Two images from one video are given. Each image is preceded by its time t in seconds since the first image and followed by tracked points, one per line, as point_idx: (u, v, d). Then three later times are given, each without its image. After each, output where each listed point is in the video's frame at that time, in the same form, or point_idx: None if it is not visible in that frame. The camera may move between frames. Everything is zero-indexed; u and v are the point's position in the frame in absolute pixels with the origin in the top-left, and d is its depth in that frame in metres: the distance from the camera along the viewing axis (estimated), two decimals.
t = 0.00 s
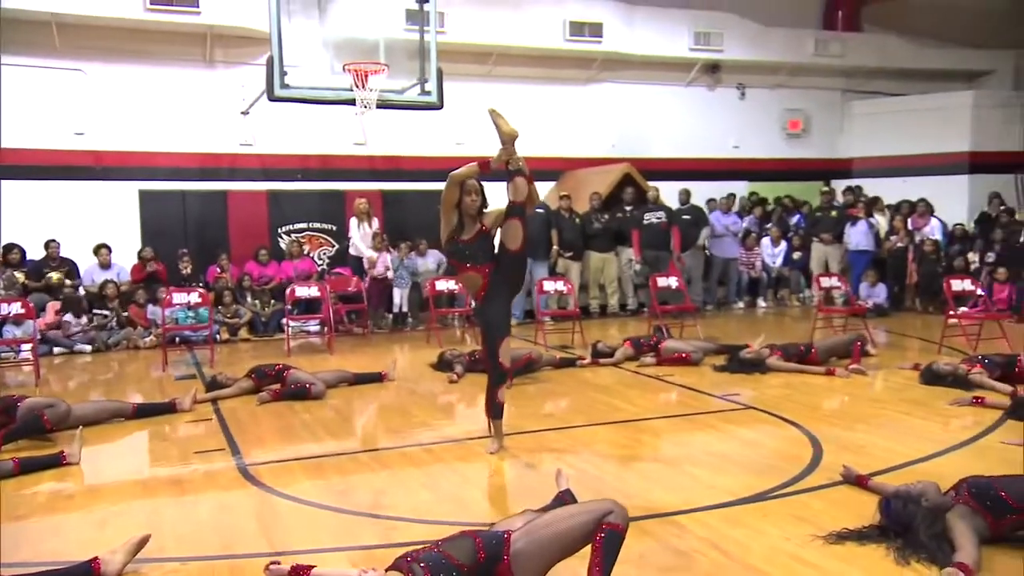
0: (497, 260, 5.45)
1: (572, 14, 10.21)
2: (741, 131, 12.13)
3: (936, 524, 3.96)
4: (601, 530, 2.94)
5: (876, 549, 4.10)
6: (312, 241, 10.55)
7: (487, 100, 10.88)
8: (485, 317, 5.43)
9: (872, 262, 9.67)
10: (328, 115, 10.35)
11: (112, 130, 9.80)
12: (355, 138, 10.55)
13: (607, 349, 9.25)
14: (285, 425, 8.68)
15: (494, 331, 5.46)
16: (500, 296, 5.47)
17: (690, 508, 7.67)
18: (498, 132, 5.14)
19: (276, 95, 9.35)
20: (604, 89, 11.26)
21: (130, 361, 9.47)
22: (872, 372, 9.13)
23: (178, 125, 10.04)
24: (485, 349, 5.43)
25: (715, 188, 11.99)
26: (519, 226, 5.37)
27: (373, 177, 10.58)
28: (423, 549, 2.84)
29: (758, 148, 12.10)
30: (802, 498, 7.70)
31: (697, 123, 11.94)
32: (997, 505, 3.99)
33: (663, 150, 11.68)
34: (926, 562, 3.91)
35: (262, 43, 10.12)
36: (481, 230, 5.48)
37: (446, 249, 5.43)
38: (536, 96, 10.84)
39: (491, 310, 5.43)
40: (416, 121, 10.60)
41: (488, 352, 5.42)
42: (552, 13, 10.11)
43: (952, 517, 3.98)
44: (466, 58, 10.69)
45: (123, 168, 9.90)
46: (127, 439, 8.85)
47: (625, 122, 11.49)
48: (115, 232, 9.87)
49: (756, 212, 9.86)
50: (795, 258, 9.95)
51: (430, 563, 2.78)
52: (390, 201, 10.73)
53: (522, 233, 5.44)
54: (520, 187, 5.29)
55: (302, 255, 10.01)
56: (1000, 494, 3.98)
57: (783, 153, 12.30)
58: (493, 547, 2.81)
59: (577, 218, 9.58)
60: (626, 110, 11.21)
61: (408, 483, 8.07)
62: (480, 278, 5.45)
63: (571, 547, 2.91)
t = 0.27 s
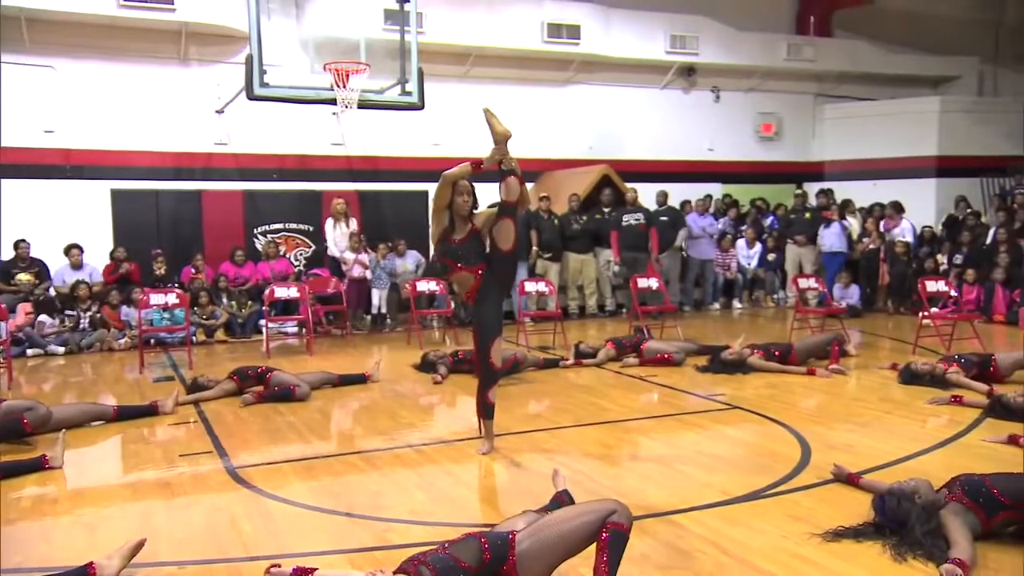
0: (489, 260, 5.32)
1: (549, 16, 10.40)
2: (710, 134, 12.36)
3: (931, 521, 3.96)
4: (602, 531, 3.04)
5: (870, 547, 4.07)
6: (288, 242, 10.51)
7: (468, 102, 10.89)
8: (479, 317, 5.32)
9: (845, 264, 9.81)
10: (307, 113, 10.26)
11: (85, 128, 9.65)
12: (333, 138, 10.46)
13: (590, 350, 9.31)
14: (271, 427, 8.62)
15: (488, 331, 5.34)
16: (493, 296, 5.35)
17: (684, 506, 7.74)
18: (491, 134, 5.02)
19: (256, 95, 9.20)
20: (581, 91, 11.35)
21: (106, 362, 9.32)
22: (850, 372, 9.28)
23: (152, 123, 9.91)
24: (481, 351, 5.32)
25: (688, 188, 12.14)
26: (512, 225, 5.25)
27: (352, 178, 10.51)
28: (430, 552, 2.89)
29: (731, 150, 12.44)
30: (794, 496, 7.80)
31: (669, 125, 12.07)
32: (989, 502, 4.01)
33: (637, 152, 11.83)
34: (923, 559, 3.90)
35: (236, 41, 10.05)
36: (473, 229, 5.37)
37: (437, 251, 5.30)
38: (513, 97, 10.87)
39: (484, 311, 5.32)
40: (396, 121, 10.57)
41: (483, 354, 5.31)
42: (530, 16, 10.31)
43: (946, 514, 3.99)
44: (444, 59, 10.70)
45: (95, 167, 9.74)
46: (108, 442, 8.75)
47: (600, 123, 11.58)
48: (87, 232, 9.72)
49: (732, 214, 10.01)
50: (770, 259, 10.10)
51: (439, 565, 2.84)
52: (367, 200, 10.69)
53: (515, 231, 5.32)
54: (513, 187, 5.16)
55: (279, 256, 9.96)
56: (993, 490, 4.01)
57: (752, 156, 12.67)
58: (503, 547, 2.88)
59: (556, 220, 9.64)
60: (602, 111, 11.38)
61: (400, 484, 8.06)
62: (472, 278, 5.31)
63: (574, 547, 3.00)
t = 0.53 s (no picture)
0: (482, 260, 5.33)
1: (531, 18, 10.46)
2: (689, 136, 12.45)
3: (924, 519, 4.04)
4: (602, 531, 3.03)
5: (865, 545, 4.14)
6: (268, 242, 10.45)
7: (459, 103, 10.86)
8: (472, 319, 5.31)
9: (824, 264, 9.81)
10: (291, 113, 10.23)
11: (62, 124, 9.47)
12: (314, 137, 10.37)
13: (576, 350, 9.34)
14: (260, 428, 8.54)
15: (481, 332, 5.33)
16: (486, 297, 5.35)
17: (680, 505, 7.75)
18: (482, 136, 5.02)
19: (239, 94, 9.07)
20: (563, 91, 11.35)
21: (86, 363, 9.18)
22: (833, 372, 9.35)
23: (131, 120, 9.78)
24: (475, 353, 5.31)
25: (669, 189, 12.20)
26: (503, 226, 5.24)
27: (334, 177, 10.45)
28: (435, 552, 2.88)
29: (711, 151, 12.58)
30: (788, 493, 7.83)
31: (648, 126, 12.13)
32: (980, 500, 4.12)
33: (617, 153, 11.91)
34: (918, 556, 3.98)
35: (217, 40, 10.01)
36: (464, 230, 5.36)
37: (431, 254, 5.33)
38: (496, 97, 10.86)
39: (477, 312, 5.31)
40: (380, 121, 10.51)
41: (478, 355, 5.30)
42: (513, 16, 10.38)
43: (939, 512, 4.07)
44: (427, 58, 10.65)
45: (73, 166, 9.58)
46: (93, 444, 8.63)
47: (582, 124, 11.60)
48: (65, 233, 9.54)
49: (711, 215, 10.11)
50: (750, 259, 10.18)
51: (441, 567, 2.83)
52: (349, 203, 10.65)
53: (506, 231, 5.31)
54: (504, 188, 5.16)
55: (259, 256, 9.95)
56: (984, 489, 4.12)
57: (730, 157, 12.77)
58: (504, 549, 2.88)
59: (539, 220, 9.63)
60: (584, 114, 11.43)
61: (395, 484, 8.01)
62: (465, 280, 5.33)
63: (576, 547, 3.00)
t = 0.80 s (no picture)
0: (473, 259, 5.27)
1: (513, 17, 10.42)
2: (670, 136, 12.49)
3: (915, 515, 3.99)
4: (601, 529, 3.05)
5: (858, 541, 4.09)
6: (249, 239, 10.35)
7: (453, 103, 10.87)
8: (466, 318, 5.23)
9: (803, 264, 9.85)
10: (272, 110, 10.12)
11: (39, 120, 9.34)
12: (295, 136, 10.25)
13: (561, 349, 9.33)
14: (247, 428, 8.41)
15: (474, 331, 5.25)
16: (479, 295, 5.27)
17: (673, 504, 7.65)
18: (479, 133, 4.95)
19: (221, 91, 8.99)
20: (544, 91, 11.33)
21: (64, 363, 8.93)
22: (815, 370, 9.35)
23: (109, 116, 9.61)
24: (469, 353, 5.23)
25: (650, 189, 12.25)
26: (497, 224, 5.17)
27: (314, 174, 10.35)
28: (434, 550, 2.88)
29: (688, 151, 12.64)
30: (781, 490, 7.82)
31: (630, 126, 12.14)
32: (969, 495, 4.01)
33: (600, 153, 11.89)
34: (910, 553, 3.92)
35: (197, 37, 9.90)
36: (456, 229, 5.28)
37: (421, 252, 5.25)
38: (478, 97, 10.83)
39: (471, 311, 5.23)
40: (363, 118, 10.41)
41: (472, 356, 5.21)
42: (495, 15, 10.33)
43: (929, 508, 3.99)
44: (409, 57, 10.59)
45: (50, 162, 9.42)
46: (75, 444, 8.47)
47: (564, 123, 11.58)
48: (41, 231, 9.40)
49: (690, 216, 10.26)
50: (730, 260, 10.28)
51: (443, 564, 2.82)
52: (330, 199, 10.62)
53: (499, 229, 5.24)
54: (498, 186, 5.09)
55: (239, 254, 9.89)
56: (973, 484, 4.00)
57: (710, 158, 12.82)
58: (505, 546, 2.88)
59: (521, 220, 9.64)
60: (562, 113, 11.36)
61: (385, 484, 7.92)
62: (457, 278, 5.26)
63: (575, 545, 3.01)
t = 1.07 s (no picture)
0: (463, 262, 5.25)
1: (493, 19, 10.45)
2: (648, 138, 12.51)
3: (903, 513, 4.03)
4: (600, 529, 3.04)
5: (848, 541, 4.13)
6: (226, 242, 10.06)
7: (430, 107, 10.77)
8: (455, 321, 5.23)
9: (781, 265, 9.92)
10: (253, 110, 9.97)
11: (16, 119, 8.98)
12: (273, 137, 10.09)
13: (545, 351, 9.35)
14: (232, 431, 8.32)
15: (463, 333, 5.25)
16: (468, 298, 5.27)
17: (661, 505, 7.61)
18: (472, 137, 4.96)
19: (202, 91, 8.91)
20: (525, 93, 11.24)
21: (41, 367, 8.78)
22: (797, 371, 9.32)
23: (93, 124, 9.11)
24: (457, 355, 5.23)
25: (628, 191, 12.26)
26: (487, 227, 5.18)
27: (293, 176, 10.16)
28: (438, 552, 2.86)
29: (666, 153, 12.69)
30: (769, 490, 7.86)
31: (610, 128, 12.15)
32: (955, 494, 4.06)
33: (579, 154, 11.89)
34: (900, 551, 3.96)
35: (173, 35, 9.56)
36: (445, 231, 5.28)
37: (412, 254, 5.22)
38: (458, 98, 10.83)
39: (461, 313, 5.23)
40: (344, 118, 10.29)
41: (461, 358, 5.22)
42: (475, 18, 10.36)
43: (917, 506, 4.04)
44: (389, 58, 10.51)
45: (28, 162, 8.95)
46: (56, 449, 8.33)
47: (544, 124, 11.56)
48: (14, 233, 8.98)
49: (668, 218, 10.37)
50: (709, 261, 10.36)
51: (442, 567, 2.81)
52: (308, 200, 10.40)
53: (489, 232, 5.25)
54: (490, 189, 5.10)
55: (217, 256, 9.65)
56: (958, 483, 4.05)
57: (689, 160, 12.89)
58: (504, 548, 2.87)
59: (503, 222, 9.66)
60: (541, 115, 11.34)
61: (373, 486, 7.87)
62: (447, 280, 5.24)
63: (573, 545, 3.01)
